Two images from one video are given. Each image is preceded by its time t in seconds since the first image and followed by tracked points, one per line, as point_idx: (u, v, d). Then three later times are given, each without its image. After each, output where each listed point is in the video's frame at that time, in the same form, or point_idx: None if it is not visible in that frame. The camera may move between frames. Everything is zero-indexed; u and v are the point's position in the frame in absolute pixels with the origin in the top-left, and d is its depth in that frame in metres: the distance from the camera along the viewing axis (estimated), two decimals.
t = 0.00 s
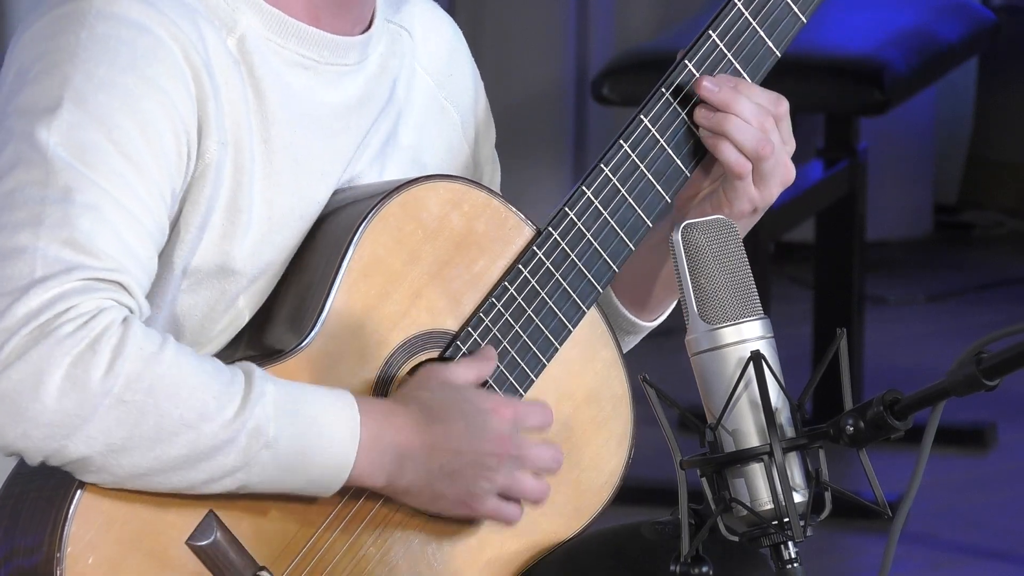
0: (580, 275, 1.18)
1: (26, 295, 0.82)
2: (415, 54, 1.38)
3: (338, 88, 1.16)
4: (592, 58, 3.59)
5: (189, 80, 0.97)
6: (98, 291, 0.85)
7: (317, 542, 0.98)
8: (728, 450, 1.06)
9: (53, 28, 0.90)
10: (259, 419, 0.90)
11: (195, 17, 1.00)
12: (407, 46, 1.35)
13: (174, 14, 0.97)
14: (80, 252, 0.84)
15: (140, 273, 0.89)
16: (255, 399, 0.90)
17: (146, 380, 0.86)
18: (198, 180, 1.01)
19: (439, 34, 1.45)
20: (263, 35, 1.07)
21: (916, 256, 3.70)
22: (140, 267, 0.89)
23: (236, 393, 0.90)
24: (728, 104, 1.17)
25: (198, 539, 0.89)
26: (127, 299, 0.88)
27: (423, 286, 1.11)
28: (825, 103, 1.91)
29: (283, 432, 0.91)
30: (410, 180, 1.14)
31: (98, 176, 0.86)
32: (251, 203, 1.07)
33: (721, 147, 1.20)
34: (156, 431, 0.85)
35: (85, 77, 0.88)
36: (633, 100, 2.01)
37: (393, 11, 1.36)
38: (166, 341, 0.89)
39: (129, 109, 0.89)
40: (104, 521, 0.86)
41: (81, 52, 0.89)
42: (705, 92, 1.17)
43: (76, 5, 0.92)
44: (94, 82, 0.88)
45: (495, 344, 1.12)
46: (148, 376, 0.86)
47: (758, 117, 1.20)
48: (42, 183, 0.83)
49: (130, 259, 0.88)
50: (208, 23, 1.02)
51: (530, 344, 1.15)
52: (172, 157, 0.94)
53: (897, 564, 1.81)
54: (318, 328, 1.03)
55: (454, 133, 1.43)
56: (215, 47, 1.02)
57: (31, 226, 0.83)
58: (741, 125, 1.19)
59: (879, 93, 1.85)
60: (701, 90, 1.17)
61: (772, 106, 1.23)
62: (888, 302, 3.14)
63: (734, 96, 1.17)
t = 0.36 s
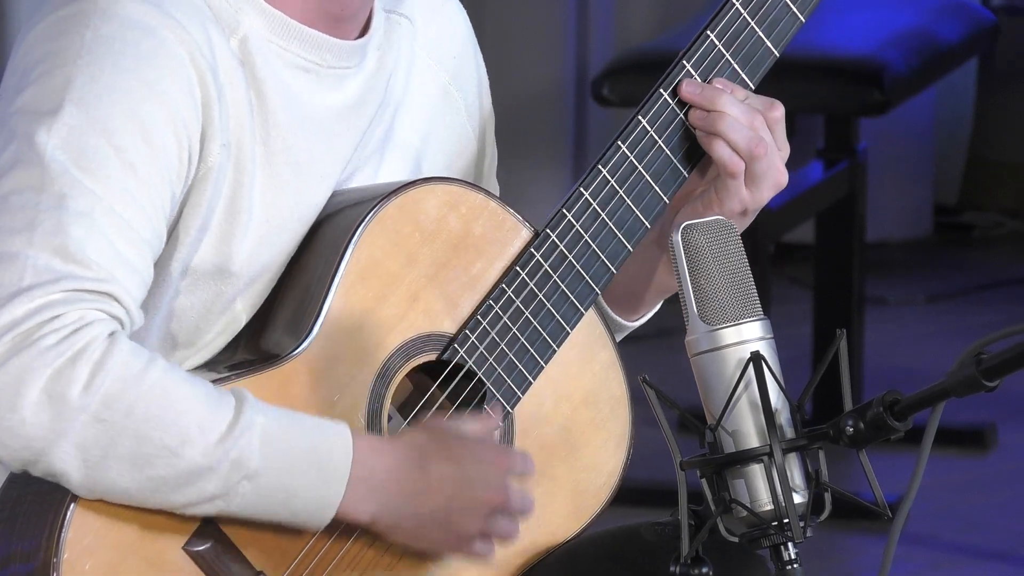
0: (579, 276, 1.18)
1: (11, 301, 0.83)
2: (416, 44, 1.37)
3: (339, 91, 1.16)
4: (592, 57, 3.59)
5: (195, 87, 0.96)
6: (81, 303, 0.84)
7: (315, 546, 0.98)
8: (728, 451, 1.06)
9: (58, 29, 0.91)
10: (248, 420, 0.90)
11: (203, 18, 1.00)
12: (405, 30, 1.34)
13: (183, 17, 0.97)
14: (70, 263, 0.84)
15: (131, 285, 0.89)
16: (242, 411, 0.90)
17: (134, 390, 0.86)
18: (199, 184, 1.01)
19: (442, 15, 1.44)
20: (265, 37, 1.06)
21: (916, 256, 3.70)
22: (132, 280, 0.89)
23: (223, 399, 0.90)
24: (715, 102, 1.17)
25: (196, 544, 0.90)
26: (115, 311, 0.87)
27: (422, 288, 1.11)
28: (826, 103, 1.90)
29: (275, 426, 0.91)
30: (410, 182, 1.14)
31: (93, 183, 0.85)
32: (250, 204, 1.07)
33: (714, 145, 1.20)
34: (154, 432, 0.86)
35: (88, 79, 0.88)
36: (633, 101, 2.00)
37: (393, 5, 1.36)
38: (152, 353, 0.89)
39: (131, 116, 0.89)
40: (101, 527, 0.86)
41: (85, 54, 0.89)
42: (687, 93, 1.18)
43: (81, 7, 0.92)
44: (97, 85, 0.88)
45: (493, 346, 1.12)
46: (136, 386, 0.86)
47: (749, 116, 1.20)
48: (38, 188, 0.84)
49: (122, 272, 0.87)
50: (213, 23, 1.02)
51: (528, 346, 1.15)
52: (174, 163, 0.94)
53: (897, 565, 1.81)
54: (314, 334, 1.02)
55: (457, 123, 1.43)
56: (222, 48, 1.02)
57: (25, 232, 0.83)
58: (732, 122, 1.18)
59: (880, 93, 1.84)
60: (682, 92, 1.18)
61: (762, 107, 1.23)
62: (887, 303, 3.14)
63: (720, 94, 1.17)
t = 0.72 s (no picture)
0: (576, 279, 1.18)
1: None
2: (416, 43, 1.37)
3: (329, 95, 1.15)
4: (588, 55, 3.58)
5: (175, 94, 0.98)
6: (37, 296, 0.85)
7: (309, 550, 0.99)
8: (721, 452, 1.06)
9: (38, 31, 0.94)
10: (214, 412, 0.90)
11: (189, 22, 1.01)
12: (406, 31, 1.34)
13: (168, 21, 0.99)
14: (32, 265, 0.85)
15: (91, 285, 0.89)
16: (208, 398, 0.90)
17: (95, 384, 0.86)
18: (179, 189, 1.01)
19: (443, 13, 1.43)
20: (256, 40, 1.06)
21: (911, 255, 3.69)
22: (93, 281, 0.89)
23: (192, 394, 0.90)
24: (713, 102, 1.17)
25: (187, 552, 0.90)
26: (74, 307, 0.88)
27: (417, 291, 1.11)
28: (825, 104, 1.90)
29: (243, 426, 0.91)
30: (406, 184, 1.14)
31: (63, 189, 0.87)
32: (240, 209, 1.07)
33: (711, 146, 1.19)
34: (141, 428, 0.87)
35: (62, 82, 0.89)
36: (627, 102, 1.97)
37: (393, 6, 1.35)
38: (117, 347, 0.89)
39: (103, 120, 0.90)
40: (92, 529, 0.88)
41: (62, 56, 0.90)
42: (687, 86, 1.17)
43: (65, 10, 0.94)
44: (69, 88, 0.89)
45: (488, 348, 1.13)
46: (95, 381, 0.86)
47: (746, 117, 1.20)
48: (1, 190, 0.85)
49: (80, 274, 0.88)
50: (199, 24, 1.03)
51: (524, 348, 1.15)
52: (146, 168, 0.95)
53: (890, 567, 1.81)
54: (308, 337, 1.03)
55: (459, 121, 1.43)
56: (208, 50, 1.02)
57: None
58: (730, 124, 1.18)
59: (874, 95, 1.84)
60: (682, 85, 1.17)
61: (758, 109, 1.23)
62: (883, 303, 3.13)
63: (718, 94, 1.17)
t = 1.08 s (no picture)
0: (570, 279, 1.17)
1: None
2: (407, 53, 1.37)
3: (327, 102, 1.17)
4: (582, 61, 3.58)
5: (169, 98, 0.98)
6: (31, 300, 0.85)
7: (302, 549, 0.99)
8: (711, 455, 1.06)
9: (35, 33, 0.94)
10: (210, 423, 0.89)
11: (183, 28, 1.02)
12: (397, 43, 1.34)
13: (164, 27, 1.00)
14: (25, 268, 0.84)
15: (83, 287, 0.88)
16: (204, 405, 0.90)
17: (88, 390, 0.86)
18: (173, 195, 1.01)
19: (433, 32, 1.44)
20: (251, 47, 1.08)
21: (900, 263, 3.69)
22: (87, 284, 0.88)
23: (189, 400, 0.90)
24: (758, 55, 1.17)
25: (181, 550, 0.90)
26: (68, 312, 0.87)
27: (410, 291, 1.11)
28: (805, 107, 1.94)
29: (238, 437, 0.91)
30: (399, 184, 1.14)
31: (57, 192, 0.86)
32: (235, 212, 1.07)
33: (757, 102, 1.20)
34: (136, 435, 0.86)
35: (57, 87, 0.89)
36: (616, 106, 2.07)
37: (390, 18, 1.36)
38: (111, 352, 0.89)
39: (98, 123, 0.90)
40: (85, 533, 0.87)
41: (58, 61, 0.91)
42: (736, 42, 1.16)
43: (61, 13, 0.95)
44: (64, 93, 0.89)
45: (482, 348, 1.11)
46: (88, 387, 0.86)
47: (784, 78, 1.22)
48: None
49: (73, 276, 0.87)
50: (192, 29, 1.04)
51: (518, 349, 1.14)
52: (142, 172, 0.95)
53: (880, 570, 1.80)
54: (302, 339, 1.02)
55: (451, 134, 1.43)
56: (205, 56, 1.04)
57: None
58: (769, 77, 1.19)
59: (862, 99, 1.85)
60: (730, 40, 1.16)
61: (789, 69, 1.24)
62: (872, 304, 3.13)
63: (763, 50, 1.18)
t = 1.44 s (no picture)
0: (560, 292, 1.15)
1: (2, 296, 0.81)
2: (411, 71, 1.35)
3: (330, 117, 1.16)
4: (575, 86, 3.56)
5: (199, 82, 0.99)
6: (68, 298, 0.83)
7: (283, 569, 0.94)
8: (699, 466, 1.06)
9: (64, 16, 0.93)
10: (225, 460, 0.87)
11: (214, 25, 1.03)
12: (404, 62, 1.33)
13: (197, 17, 1.01)
14: (64, 255, 0.83)
15: (121, 278, 0.87)
16: (224, 437, 0.87)
17: (116, 405, 0.84)
18: (193, 181, 1.02)
19: (440, 51, 1.42)
20: (265, 52, 1.09)
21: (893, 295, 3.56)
22: (124, 274, 0.88)
23: (208, 428, 0.87)
24: (721, 77, 1.16)
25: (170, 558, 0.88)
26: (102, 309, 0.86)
27: (400, 300, 1.09)
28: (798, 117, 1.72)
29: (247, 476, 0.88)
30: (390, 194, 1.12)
31: (88, 169, 0.86)
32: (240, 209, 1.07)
33: (723, 119, 1.18)
34: (156, 433, 0.85)
35: (92, 71, 0.89)
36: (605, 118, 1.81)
37: (398, 36, 1.35)
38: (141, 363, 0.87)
39: (131, 106, 0.90)
40: (74, 535, 0.83)
41: (90, 47, 0.90)
42: (693, 69, 1.16)
43: None
44: (101, 79, 0.89)
45: (470, 359, 1.10)
46: (117, 404, 0.84)
47: (754, 90, 1.19)
48: (31, 176, 0.83)
49: (112, 271, 0.86)
50: (218, 22, 1.04)
51: (506, 360, 1.12)
52: (170, 159, 0.95)
53: None
54: (292, 345, 1.00)
55: (452, 152, 1.40)
56: (229, 53, 1.04)
57: (17, 223, 0.82)
58: (740, 95, 1.17)
59: (850, 107, 1.66)
60: (688, 68, 1.16)
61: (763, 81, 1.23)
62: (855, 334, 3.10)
63: (725, 69, 1.17)
